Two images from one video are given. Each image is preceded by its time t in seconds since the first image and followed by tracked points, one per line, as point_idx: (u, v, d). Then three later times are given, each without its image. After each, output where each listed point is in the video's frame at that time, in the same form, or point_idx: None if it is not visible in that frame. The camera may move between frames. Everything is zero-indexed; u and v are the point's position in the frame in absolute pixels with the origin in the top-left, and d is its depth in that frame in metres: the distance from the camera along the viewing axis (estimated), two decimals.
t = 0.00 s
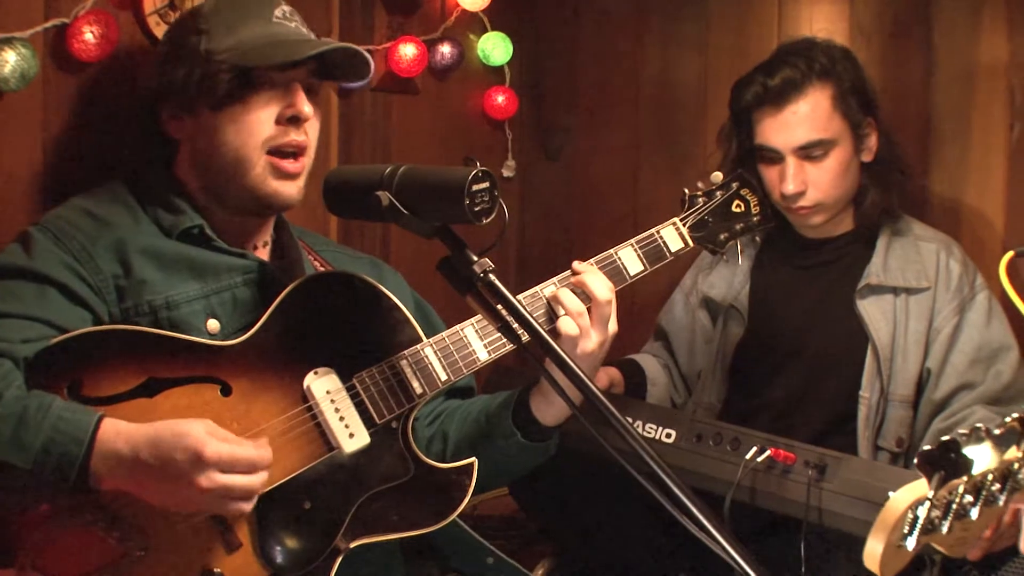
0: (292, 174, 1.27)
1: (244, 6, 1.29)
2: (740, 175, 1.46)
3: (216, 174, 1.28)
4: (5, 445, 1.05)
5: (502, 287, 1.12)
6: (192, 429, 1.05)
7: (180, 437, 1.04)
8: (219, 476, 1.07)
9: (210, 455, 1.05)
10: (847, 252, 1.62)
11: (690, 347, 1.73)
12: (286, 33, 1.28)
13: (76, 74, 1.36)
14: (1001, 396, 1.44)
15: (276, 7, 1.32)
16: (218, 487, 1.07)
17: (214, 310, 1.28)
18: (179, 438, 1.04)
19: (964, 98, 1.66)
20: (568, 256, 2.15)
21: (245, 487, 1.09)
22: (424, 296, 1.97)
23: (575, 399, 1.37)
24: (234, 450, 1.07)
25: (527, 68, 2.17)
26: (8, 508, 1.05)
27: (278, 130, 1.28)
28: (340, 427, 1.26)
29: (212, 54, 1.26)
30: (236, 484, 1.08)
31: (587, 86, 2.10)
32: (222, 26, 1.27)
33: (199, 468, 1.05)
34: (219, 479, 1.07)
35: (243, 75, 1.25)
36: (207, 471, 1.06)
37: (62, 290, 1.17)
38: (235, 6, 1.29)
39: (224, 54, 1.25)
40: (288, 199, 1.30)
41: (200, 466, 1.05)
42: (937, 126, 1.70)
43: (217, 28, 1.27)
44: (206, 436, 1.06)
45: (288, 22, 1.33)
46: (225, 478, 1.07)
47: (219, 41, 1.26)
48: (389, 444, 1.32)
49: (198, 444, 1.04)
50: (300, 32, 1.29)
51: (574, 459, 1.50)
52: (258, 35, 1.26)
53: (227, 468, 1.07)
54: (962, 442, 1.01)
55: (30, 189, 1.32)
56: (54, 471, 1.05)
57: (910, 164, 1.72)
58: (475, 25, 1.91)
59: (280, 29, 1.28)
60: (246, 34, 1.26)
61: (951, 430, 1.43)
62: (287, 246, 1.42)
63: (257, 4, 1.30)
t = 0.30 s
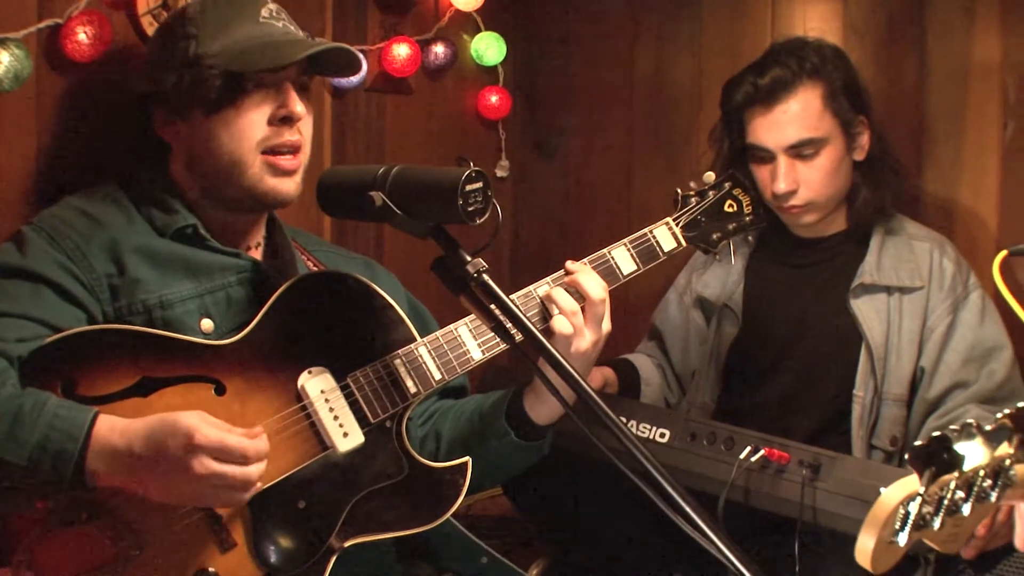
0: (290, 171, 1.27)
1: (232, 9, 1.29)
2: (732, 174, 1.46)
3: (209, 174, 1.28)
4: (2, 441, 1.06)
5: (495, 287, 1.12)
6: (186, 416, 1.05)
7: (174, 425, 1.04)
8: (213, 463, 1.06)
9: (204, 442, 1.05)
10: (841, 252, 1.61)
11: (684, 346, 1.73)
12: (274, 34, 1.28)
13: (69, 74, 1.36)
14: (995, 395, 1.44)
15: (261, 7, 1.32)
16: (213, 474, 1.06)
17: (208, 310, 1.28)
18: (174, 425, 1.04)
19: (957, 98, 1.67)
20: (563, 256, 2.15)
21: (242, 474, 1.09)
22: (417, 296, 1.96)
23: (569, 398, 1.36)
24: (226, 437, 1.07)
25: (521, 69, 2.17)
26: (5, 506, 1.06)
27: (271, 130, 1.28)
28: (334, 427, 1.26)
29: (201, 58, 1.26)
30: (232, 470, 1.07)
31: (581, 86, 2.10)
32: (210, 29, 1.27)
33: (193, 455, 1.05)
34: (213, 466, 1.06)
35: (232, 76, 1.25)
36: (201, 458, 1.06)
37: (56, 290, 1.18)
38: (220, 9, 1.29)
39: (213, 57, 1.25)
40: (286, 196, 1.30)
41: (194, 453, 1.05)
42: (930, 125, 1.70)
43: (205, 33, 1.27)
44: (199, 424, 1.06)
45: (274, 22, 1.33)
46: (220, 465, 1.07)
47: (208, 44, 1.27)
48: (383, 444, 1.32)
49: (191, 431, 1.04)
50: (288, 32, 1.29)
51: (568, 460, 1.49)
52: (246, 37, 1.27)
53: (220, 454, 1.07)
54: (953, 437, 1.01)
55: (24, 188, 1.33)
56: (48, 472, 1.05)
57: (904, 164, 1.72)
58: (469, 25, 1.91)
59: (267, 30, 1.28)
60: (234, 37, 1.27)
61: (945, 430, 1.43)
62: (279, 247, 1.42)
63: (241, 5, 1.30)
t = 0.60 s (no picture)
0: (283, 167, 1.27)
1: (242, 5, 1.31)
2: (721, 174, 1.46)
3: (195, 174, 1.28)
4: None
5: (483, 287, 1.12)
6: (174, 428, 1.05)
7: (163, 437, 1.04)
8: (202, 474, 1.06)
9: (194, 455, 1.05)
10: (829, 250, 1.61)
11: (673, 347, 1.73)
12: (280, 31, 1.29)
13: (55, 75, 1.36)
14: (983, 393, 1.45)
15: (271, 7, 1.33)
16: (202, 485, 1.06)
17: (195, 312, 1.28)
18: (163, 437, 1.04)
19: (944, 97, 1.67)
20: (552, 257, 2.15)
21: (229, 486, 1.08)
22: (405, 297, 1.96)
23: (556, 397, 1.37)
24: (216, 449, 1.07)
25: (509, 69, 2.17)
26: None
27: (270, 124, 1.28)
28: (321, 428, 1.26)
29: (206, 47, 1.26)
30: (221, 483, 1.07)
31: (569, 86, 2.10)
32: (214, 22, 1.28)
33: (182, 467, 1.05)
34: (202, 478, 1.06)
35: (216, 77, 1.25)
36: (190, 469, 1.05)
37: (42, 291, 1.17)
38: (227, 4, 1.30)
39: (218, 47, 1.26)
40: (277, 193, 1.30)
41: (182, 465, 1.04)
42: (917, 125, 1.70)
43: (210, 25, 1.28)
44: (188, 436, 1.06)
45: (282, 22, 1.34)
46: (209, 478, 1.07)
47: (214, 35, 1.27)
48: (370, 444, 1.32)
49: (181, 443, 1.04)
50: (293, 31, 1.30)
51: (557, 460, 1.50)
52: (253, 31, 1.28)
53: (210, 466, 1.07)
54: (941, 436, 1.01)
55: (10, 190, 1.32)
56: (33, 474, 1.04)
57: (891, 163, 1.72)
58: (456, 26, 1.91)
59: (272, 27, 1.29)
60: (238, 31, 1.27)
61: (933, 428, 1.43)
62: (268, 248, 1.42)
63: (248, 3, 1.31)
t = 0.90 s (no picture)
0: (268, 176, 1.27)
1: (231, 13, 1.29)
2: (709, 175, 1.46)
3: (186, 175, 1.28)
4: None
5: (473, 287, 1.12)
6: (168, 426, 1.06)
7: (156, 435, 1.05)
8: (194, 474, 1.07)
9: (187, 453, 1.05)
10: (819, 250, 1.62)
11: (664, 345, 1.73)
12: (270, 39, 1.29)
13: (45, 76, 1.36)
14: (975, 392, 1.45)
15: (262, 12, 1.31)
16: (193, 485, 1.07)
17: (187, 312, 1.28)
18: (157, 435, 1.05)
19: (934, 96, 1.67)
20: (544, 256, 2.15)
21: (221, 487, 1.09)
22: (397, 297, 1.96)
23: (547, 398, 1.37)
24: (209, 449, 1.08)
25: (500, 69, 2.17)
26: None
27: (254, 135, 1.28)
28: (314, 428, 1.26)
29: (194, 55, 1.26)
30: (213, 483, 1.08)
31: (560, 86, 2.09)
32: (204, 26, 1.28)
33: (176, 464, 1.06)
34: (194, 477, 1.07)
35: (205, 79, 1.25)
36: (183, 468, 1.06)
37: (34, 290, 1.17)
38: (218, 8, 1.29)
39: (206, 56, 1.25)
40: (262, 200, 1.30)
41: (176, 463, 1.05)
42: (908, 125, 1.70)
43: (200, 29, 1.27)
44: (182, 434, 1.06)
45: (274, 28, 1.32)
46: (201, 478, 1.07)
47: (203, 42, 1.26)
48: (362, 444, 1.32)
49: (174, 441, 1.05)
50: (283, 39, 1.30)
51: (547, 459, 1.49)
52: (242, 40, 1.27)
53: (203, 467, 1.08)
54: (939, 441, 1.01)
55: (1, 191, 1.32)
56: (26, 474, 1.05)
57: (881, 163, 1.72)
58: (447, 26, 1.91)
59: (263, 34, 1.28)
60: (228, 38, 1.26)
61: (924, 427, 1.44)
62: (259, 245, 1.41)
63: (240, 7, 1.30)
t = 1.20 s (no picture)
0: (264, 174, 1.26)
1: (228, 13, 1.30)
2: (701, 173, 1.46)
3: (180, 174, 1.28)
4: None
5: (466, 286, 1.12)
6: (161, 415, 1.05)
7: (150, 426, 1.04)
8: (191, 461, 1.07)
9: (182, 439, 1.05)
10: (812, 248, 1.62)
11: (656, 345, 1.74)
12: (266, 40, 1.29)
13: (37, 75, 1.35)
14: (967, 390, 1.45)
15: (259, 13, 1.32)
16: (191, 471, 1.07)
17: (180, 310, 1.28)
18: (150, 427, 1.04)
19: (926, 94, 1.67)
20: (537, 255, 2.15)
21: (220, 470, 1.09)
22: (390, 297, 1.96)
23: (539, 397, 1.36)
24: (202, 435, 1.08)
25: (493, 68, 2.17)
26: None
27: (250, 134, 1.28)
28: (307, 427, 1.26)
29: (190, 53, 1.25)
30: (211, 467, 1.08)
31: (553, 85, 2.09)
32: (201, 25, 1.28)
33: (170, 454, 1.05)
34: (192, 463, 1.07)
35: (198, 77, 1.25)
36: (179, 457, 1.06)
37: (27, 289, 1.17)
38: (215, 9, 1.29)
39: (203, 53, 1.25)
40: (257, 198, 1.30)
41: (172, 452, 1.05)
42: (900, 123, 1.71)
43: (197, 28, 1.27)
44: (175, 423, 1.06)
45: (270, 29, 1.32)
46: (199, 462, 1.08)
47: (199, 40, 1.26)
48: (355, 444, 1.32)
49: (168, 430, 1.05)
50: (280, 40, 1.30)
51: (539, 459, 1.49)
52: (239, 39, 1.27)
53: (198, 452, 1.08)
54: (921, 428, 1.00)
55: None
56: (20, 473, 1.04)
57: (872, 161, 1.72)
58: (439, 25, 1.91)
59: (260, 35, 1.28)
60: (225, 37, 1.27)
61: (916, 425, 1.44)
62: (252, 243, 1.41)
63: (237, 8, 1.31)
